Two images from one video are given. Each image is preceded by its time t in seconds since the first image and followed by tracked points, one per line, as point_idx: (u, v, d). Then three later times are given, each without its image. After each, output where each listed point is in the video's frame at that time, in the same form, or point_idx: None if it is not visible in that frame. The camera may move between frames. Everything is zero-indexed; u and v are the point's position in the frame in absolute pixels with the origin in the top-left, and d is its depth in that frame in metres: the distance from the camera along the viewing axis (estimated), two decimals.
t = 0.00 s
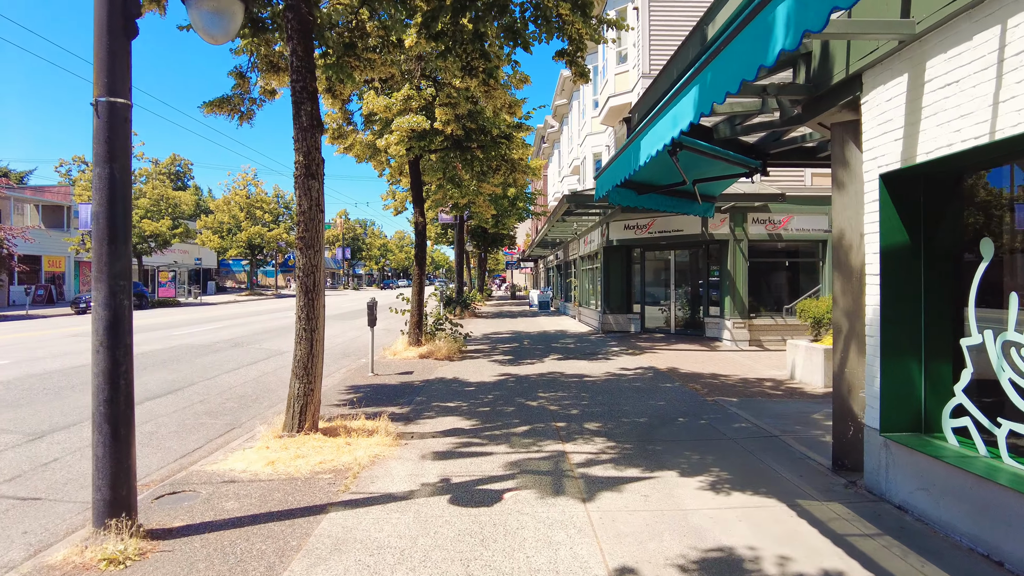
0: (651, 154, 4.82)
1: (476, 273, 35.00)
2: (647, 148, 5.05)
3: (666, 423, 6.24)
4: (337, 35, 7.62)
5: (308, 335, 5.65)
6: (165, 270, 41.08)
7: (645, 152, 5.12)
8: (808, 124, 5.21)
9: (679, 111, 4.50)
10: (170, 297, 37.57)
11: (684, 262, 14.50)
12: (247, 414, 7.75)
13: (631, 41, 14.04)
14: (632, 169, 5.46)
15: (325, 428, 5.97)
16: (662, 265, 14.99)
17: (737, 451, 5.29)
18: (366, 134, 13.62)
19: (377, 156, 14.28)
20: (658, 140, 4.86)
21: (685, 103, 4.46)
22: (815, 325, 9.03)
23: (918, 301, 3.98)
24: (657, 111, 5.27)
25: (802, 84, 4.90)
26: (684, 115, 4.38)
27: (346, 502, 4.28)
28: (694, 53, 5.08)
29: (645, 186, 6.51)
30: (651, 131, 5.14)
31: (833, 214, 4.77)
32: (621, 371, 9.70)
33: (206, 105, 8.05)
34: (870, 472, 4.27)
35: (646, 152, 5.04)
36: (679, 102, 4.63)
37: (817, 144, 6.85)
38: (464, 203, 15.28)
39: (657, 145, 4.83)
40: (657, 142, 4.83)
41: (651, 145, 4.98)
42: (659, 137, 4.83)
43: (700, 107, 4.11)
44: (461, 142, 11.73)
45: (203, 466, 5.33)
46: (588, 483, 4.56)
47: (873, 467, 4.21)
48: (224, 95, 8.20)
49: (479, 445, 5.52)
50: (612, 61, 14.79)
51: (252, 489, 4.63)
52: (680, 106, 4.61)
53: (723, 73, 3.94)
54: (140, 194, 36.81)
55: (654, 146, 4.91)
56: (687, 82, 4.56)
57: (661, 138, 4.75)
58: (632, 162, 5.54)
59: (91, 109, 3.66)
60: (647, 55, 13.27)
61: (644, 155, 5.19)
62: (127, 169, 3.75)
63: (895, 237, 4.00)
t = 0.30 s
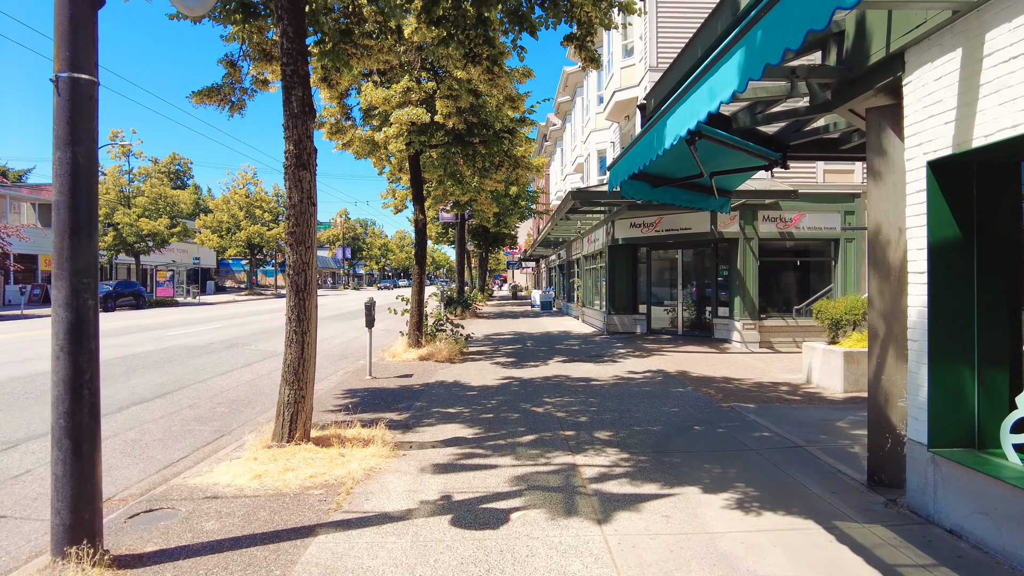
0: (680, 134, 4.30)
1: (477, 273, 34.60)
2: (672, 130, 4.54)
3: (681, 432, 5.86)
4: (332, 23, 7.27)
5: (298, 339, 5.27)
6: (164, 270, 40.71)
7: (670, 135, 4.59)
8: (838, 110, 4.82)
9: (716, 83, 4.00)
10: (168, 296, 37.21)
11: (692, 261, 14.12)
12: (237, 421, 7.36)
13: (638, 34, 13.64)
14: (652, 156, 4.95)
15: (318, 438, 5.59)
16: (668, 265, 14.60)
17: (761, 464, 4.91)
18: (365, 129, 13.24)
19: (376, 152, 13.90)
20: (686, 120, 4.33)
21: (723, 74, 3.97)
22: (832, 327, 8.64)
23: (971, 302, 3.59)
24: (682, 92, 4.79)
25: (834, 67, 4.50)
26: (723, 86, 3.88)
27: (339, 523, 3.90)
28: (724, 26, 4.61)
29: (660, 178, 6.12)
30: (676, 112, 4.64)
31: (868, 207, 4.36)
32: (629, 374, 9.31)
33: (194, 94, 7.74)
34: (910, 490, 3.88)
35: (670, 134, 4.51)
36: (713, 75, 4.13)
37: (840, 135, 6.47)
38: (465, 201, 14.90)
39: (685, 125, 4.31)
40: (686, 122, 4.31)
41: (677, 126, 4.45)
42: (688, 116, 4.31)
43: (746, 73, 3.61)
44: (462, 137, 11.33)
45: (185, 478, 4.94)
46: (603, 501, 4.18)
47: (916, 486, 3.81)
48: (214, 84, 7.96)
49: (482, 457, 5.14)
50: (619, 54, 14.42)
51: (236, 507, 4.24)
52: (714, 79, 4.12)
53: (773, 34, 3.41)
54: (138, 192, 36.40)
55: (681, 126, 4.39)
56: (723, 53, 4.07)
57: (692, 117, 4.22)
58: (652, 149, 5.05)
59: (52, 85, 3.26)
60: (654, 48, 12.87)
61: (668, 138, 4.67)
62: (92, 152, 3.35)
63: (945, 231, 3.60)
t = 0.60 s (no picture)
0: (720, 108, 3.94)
1: (477, 273, 34.22)
2: (706, 107, 4.18)
3: (695, 442, 5.50)
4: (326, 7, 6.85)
5: (285, 342, 4.89)
6: (161, 269, 40.33)
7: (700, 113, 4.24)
8: (868, 97, 4.43)
9: (758, 49, 3.79)
10: (166, 296, 36.85)
11: (698, 261, 13.76)
12: (225, 428, 6.99)
13: (643, 27, 13.27)
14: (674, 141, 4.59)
15: (308, 448, 5.22)
16: (674, 265, 14.24)
17: (784, 478, 4.55)
18: (363, 125, 12.87)
19: (374, 149, 13.52)
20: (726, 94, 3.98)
21: (766, 39, 3.76)
22: (849, 329, 8.28)
23: None
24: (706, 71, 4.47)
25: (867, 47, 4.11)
26: (770, 51, 3.65)
27: (326, 546, 3.54)
28: None
29: (672, 171, 5.75)
30: (706, 91, 4.31)
31: (904, 200, 4.00)
32: (636, 378, 8.95)
33: (181, 85, 7.23)
34: (957, 512, 3.51)
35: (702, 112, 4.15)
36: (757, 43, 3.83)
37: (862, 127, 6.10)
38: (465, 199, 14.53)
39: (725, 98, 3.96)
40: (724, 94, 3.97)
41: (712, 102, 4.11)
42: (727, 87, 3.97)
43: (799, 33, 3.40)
44: (462, 131, 10.96)
45: (163, 493, 4.58)
46: (616, 520, 3.82)
47: (964, 507, 3.45)
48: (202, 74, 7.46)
49: (483, 469, 4.78)
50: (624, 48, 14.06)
51: (214, 527, 3.88)
52: (752, 47, 3.91)
53: None
54: (135, 191, 36.03)
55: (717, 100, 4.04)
56: (764, 19, 3.87)
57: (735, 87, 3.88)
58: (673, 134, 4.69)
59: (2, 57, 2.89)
60: (660, 41, 12.48)
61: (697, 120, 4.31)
62: (46, 134, 2.98)
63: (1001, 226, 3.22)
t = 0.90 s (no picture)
0: (751, 85, 3.48)
1: (477, 273, 33.82)
2: (738, 81, 3.68)
3: (711, 457, 5.10)
4: None
5: (267, 349, 4.51)
6: (158, 269, 39.90)
7: (728, 92, 3.79)
8: (905, 81, 4.03)
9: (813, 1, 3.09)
10: (163, 296, 36.46)
11: (704, 260, 13.37)
12: (210, 438, 6.58)
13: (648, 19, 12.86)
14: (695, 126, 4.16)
15: (293, 464, 4.82)
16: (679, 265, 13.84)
17: (811, 498, 4.16)
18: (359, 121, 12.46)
19: (371, 145, 13.11)
20: (757, 68, 3.52)
21: None
22: (866, 332, 7.88)
23: None
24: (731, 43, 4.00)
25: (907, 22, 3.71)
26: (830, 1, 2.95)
27: None
28: None
29: (687, 164, 5.36)
30: (735, 63, 3.80)
31: (948, 192, 3.60)
32: (643, 383, 8.56)
33: (165, 76, 6.73)
34: (1018, 543, 3.12)
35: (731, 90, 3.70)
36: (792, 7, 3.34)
37: (887, 117, 5.71)
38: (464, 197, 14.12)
39: (755, 74, 3.50)
40: (756, 69, 3.50)
41: (744, 75, 3.60)
42: (762, 58, 3.46)
43: None
44: (461, 126, 10.55)
45: (131, 516, 4.18)
46: (630, 550, 3.42)
47: None
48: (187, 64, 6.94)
49: (482, 488, 4.38)
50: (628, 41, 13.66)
51: (181, 557, 3.48)
52: None
53: None
54: (132, 190, 35.62)
55: (748, 76, 3.58)
56: None
57: (772, 56, 3.36)
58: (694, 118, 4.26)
59: None
60: (665, 34, 12.08)
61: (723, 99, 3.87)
62: None
63: None
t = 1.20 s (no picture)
0: (808, 38, 2.95)
1: (478, 273, 33.41)
2: (789, 37, 3.15)
3: (731, 469, 4.73)
4: None
5: (250, 352, 4.14)
6: (156, 269, 39.53)
7: (775, 52, 3.25)
8: (952, 56, 3.64)
9: None
10: (161, 296, 36.07)
11: (712, 259, 12.99)
12: (196, 445, 6.20)
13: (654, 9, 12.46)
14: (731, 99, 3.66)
15: (280, 476, 4.45)
16: (686, 263, 13.43)
17: (846, 516, 3.78)
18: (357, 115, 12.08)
19: (369, 140, 12.73)
20: (813, 21, 3.00)
21: None
22: (887, 333, 7.49)
23: None
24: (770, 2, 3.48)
25: None
26: None
27: None
28: None
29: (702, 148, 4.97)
30: (783, 19, 3.27)
31: (1009, 180, 3.22)
32: (652, 385, 8.18)
33: (149, 63, 6.30)
34: None
35: (781, 49, 3.18)
36: None
37: (916, 103, 5.32)
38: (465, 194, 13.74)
39: (814, 26, 2.97)
40: (815, 20, 2.96)
41: (800, 29, 3.07)
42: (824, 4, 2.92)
43: None
44: (462, 119, 10.16)
45: (100, 535, 3.81)
46: None
47: None
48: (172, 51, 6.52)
49: (485, 504, 4.01)
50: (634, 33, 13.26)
51: None
52: None
53: None
54: (129, 189, 35.23)
55: (804, 29, 3.05)
56: None
57: None
58: (727, 91, 3.77)
59: None
60: (673, 25, 11.69)
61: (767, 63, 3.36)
62: None
63: None
